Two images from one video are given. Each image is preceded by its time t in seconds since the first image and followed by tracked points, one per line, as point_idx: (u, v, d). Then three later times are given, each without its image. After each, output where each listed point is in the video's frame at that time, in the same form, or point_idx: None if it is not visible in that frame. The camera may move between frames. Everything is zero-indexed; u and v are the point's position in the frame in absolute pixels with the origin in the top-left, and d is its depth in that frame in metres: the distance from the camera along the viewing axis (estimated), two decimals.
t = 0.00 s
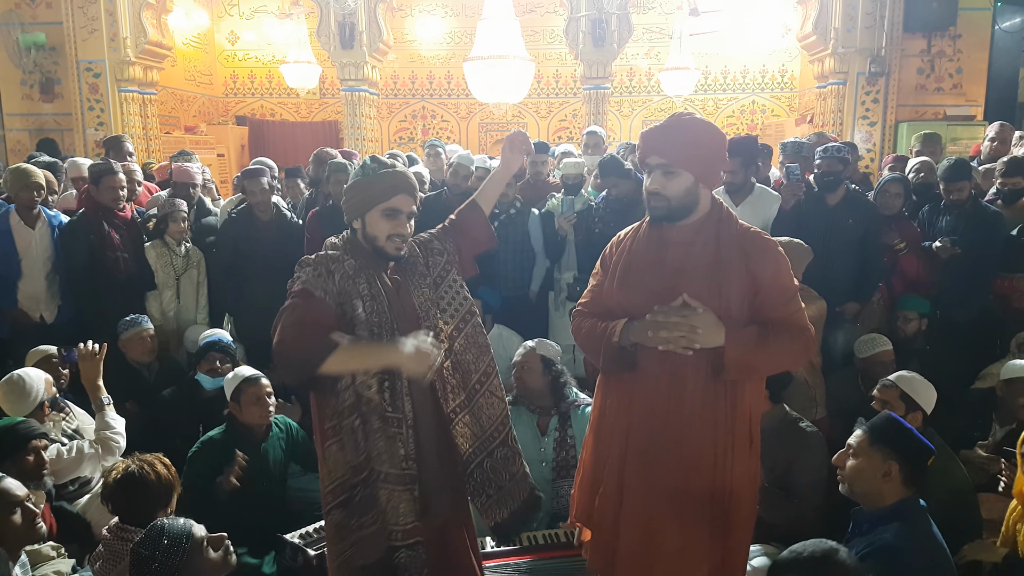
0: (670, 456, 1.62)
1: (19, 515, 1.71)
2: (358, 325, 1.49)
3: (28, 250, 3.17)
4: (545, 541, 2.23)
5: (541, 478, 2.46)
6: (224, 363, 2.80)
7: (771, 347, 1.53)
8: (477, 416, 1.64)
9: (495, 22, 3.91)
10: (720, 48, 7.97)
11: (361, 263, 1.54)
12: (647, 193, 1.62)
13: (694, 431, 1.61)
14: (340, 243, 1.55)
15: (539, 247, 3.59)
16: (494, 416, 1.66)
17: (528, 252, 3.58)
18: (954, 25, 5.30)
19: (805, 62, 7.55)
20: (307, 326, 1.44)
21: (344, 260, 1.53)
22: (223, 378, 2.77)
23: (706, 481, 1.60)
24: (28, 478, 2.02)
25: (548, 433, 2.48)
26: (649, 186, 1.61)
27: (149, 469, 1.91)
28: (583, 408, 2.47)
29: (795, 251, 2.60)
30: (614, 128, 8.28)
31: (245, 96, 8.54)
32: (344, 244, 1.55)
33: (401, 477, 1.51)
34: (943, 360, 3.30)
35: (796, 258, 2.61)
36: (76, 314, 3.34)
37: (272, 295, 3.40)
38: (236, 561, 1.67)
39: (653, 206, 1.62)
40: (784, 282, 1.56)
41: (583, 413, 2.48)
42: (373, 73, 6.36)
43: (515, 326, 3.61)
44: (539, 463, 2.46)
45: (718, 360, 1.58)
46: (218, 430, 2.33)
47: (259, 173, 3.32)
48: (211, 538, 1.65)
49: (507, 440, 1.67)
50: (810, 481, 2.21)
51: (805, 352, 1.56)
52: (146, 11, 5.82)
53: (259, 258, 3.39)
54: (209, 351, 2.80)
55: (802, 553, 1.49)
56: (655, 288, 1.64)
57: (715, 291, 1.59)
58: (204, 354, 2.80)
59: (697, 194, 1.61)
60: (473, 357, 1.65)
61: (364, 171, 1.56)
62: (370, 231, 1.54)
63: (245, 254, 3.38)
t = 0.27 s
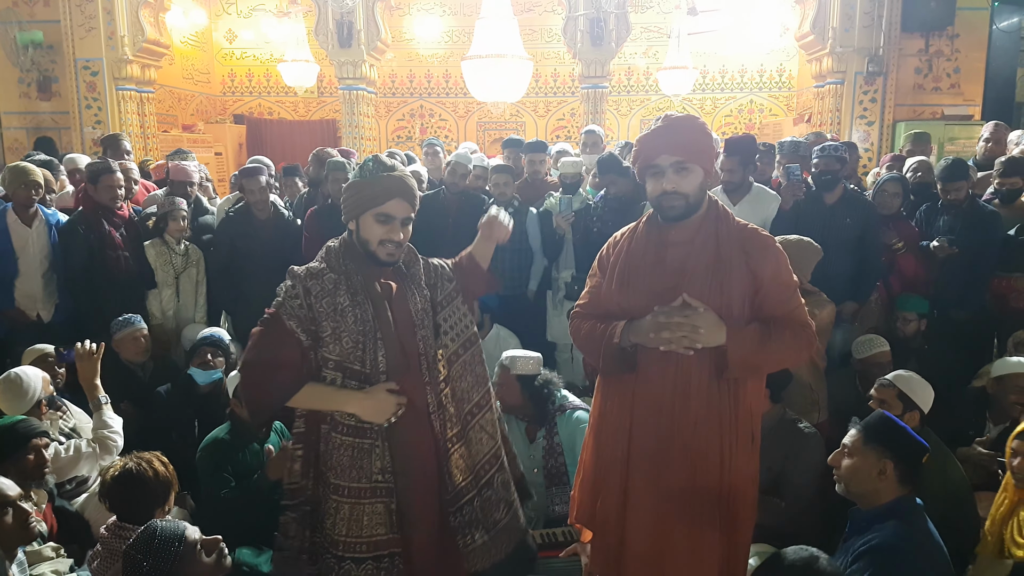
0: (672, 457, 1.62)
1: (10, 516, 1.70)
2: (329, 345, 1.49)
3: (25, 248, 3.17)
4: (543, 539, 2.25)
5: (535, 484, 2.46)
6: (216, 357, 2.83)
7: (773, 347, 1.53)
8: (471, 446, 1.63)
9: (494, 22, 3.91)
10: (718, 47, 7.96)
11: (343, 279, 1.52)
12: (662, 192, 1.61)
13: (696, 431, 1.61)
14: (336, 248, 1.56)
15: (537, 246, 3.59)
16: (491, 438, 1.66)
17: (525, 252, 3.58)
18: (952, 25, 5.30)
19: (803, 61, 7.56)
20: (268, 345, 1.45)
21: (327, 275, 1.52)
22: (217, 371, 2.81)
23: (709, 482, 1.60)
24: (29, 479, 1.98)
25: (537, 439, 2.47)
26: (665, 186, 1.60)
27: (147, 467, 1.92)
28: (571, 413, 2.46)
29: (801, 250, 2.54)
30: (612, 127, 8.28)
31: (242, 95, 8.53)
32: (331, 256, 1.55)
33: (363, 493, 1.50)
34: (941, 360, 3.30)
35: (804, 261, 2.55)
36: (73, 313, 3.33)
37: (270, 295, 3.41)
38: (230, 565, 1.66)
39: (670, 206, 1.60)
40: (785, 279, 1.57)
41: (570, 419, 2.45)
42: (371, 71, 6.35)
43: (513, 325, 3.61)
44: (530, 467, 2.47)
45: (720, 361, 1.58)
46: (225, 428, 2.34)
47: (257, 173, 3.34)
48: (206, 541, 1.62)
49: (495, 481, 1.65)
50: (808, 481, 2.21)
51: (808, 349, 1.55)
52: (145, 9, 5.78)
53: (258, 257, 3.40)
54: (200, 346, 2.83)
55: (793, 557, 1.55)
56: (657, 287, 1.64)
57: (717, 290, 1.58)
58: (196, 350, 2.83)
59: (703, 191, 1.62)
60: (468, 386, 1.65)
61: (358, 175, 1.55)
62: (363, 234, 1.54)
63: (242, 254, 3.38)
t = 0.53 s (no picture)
0: (661, 455, 1.62)
1: (9, 515, 1.69)
2: (306, 347, 1.47)
3: (23, 247, 3.17)
4: (539, 539, 2.25)
5: (529, 482, 2.46)
6: (207, 354, 2.78)
7: (760, 347, 1.51)
8: (440, 477, 1.60)
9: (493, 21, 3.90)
10: (717, 47, 7.96)
11: (332, 279, 1.50)
12: (647, 193, 1.61)
13: (685, 430, 1.60)
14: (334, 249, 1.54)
15: (535, 245, 3.58)
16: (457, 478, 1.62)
17: (524, 251, 3.58)
18: (951, 24, 5.30)
19: (802, 61, 7.56)
20: (249, 346, 1.43)
21: (314, 275, 1.49)
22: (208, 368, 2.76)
23: (696, 481, 1.60)
24: (47, 481, 1.97)
25: (533, 436, 2.45)
26: (649, 186, 1.60)
27: (148, 466, 1.90)
28: (571, 411, 2.45)
29: (811, 249, 2.48)
30: (610, 126, 8.28)
31: (241, 94, 8.53)
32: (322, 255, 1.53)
33: (340, 494, 1.48)
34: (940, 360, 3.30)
35: (815, 261, 2.49)
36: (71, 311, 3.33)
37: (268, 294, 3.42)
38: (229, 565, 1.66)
39: (657, 205, 1.60)
40: (780, 278, 1.55)
41: (569, 416, 2.45)
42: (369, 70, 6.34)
43: (511, 325, 3.61)
44: (525, 465, 2.46)
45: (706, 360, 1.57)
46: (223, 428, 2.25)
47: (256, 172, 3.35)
48: (206, 545, 1.59)
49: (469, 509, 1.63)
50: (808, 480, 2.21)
51: (800, 350, 1.53)
52: (143, 8, 5.78)
53: (256, 257, 3.40)
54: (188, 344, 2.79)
55: (813, 549, 1.52)
56: (646, 287, 1.64)
57: (707, 290, 1.58)
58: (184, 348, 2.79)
59: (693, 190, 1.61)
60: (451, 413, 1.61)
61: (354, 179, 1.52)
62: (358, 236, 1.51)
63: (240, 253, 3.39)
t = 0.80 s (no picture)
0: (645, 451, 1.62)
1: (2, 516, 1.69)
2: (300, 346, 1.45)
3: (22, 244, 3.16)
4: (538, 538, 2.24)
5: (528, 474, 2.46)
6: (194, 351, 2.85)
7: (742, 348, 1.50)
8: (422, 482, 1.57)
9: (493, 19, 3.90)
10: (717, 45, 7.96)
11: (334, 279, 1.49)
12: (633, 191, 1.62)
13: (670, 427, 1.60)
14: (336, 248, 1.53)
15: (534, 244, 3.58)
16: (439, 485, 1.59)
17: (524, 250, 3.59)
18: (951, 24, 5.30)
19: (802, 60, 7.56)
20: (244, 344, 1.42)
21: (316, 275, 1.49)
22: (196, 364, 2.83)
23: (678, 479, 1.59)
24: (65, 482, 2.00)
25: (537, 427, 2.46)
26: (632, 184, 1.61)
27: (148, 463, 1.90)
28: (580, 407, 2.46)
29: (819, 249, 2.44)
30: (610, 125, 8.28)
31: (240, 92, 8.52)
32: (325, 254, 1.53)
33: (321, 486, 1.49)
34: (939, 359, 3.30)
35: (823, 261, 2.45)
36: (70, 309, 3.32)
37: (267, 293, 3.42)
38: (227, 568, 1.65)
39: (638, 204, 1.62)
40: (770, 280, 1.52)
41: (576, 413, 2.46)
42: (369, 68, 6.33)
43: (510, 324, 3.61)
44: (525, 457, 2.46)
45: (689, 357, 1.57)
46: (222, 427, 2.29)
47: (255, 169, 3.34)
48: (204, 551, 1.59)
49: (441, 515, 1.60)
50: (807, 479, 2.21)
51: (785, 352, 1.51)
52: (142, 5, 5.77)
53: (256, 255, 3.40)
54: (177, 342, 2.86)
55: (865, 536, 1.33)
56: (633, 284, 1.66)
57: (687, 287, 1.58)
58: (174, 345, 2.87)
59: (680, 189, 1.60)
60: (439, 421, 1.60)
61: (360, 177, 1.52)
62: (362, 237, 1.51)
63: (239, 251, 3.38)
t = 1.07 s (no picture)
0: (633, 448, 1.63)
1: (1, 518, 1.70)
2: (301, 345, 1.47)
3: (20, 244, 3.16)
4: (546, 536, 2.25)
5: (535, 475, 2.46)
6: (179, 350, 2.76)
7: (728, 346, 1.50)
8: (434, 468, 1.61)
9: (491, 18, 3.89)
10: (715, 44, 7.95)
11: (336, 280, 1.50)
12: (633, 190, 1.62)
13: (657, 424, 1.61)
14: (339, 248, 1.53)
15: (534, 243, 3.59)
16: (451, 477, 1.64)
17: (523, 248, 3.60)
18: (950, 21, 5.29)
19: (801, 58, 7.55)
20: (239, 349, 1.46)
21: (317, 275, 1.50)
22: (184, 364, 2.75)
23: (665, 476, 1.60)
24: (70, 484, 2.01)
25: (549, 430, 2.45)
26: (631, 182, 1.62)
27: (147, 463, 1.90)
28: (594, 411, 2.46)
29: (826, 247, 2.36)
30: (609, 123, 8.27)
31: (238, 91, 8.51)
32: (324, 255, 1.53)
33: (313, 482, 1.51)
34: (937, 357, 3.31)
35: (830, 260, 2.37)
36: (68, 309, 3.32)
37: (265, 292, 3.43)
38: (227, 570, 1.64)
39: (636, 202, 1.63)
40: (759, 280, 1.52)
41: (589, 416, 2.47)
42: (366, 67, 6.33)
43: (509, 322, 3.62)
44: (535, 457, 2.46)
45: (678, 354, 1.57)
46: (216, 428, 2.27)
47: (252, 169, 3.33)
48: (202, 555, 1.56)
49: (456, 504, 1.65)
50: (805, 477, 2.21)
51: (773, 351, 1.51)
52: (140, 4, 5.77)
53: (254, 254, 3.40)
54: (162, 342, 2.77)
55: (903, 522, 1.55)
56: (628, 281, 1.67)
57: (680, 285, 1.58)
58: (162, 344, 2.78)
59: (679, 189, 1.60)
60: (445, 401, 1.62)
61: (356, 190, 1.49)
62: (378, 246, 1.50)
63: (237, 250, 3.38)
